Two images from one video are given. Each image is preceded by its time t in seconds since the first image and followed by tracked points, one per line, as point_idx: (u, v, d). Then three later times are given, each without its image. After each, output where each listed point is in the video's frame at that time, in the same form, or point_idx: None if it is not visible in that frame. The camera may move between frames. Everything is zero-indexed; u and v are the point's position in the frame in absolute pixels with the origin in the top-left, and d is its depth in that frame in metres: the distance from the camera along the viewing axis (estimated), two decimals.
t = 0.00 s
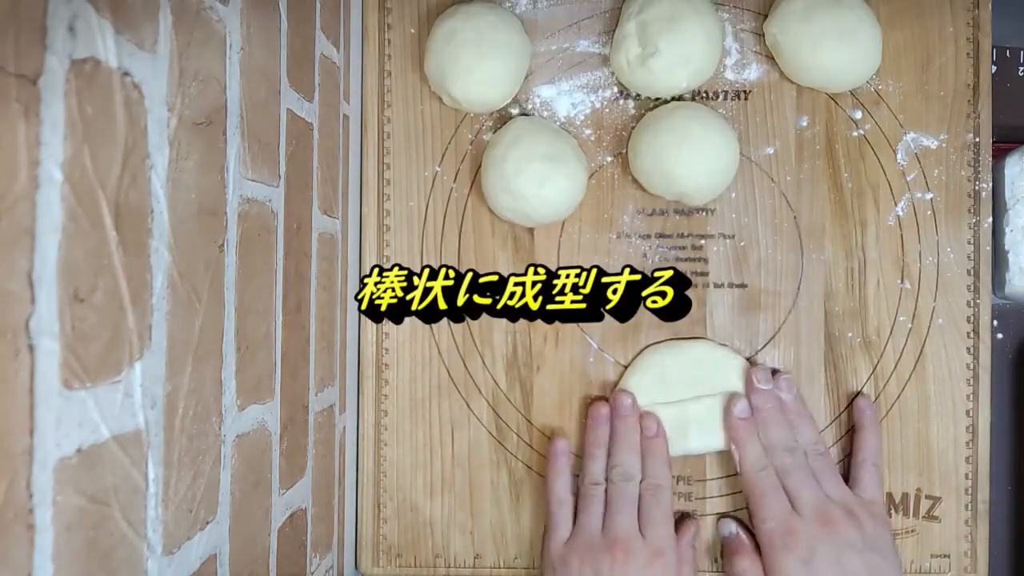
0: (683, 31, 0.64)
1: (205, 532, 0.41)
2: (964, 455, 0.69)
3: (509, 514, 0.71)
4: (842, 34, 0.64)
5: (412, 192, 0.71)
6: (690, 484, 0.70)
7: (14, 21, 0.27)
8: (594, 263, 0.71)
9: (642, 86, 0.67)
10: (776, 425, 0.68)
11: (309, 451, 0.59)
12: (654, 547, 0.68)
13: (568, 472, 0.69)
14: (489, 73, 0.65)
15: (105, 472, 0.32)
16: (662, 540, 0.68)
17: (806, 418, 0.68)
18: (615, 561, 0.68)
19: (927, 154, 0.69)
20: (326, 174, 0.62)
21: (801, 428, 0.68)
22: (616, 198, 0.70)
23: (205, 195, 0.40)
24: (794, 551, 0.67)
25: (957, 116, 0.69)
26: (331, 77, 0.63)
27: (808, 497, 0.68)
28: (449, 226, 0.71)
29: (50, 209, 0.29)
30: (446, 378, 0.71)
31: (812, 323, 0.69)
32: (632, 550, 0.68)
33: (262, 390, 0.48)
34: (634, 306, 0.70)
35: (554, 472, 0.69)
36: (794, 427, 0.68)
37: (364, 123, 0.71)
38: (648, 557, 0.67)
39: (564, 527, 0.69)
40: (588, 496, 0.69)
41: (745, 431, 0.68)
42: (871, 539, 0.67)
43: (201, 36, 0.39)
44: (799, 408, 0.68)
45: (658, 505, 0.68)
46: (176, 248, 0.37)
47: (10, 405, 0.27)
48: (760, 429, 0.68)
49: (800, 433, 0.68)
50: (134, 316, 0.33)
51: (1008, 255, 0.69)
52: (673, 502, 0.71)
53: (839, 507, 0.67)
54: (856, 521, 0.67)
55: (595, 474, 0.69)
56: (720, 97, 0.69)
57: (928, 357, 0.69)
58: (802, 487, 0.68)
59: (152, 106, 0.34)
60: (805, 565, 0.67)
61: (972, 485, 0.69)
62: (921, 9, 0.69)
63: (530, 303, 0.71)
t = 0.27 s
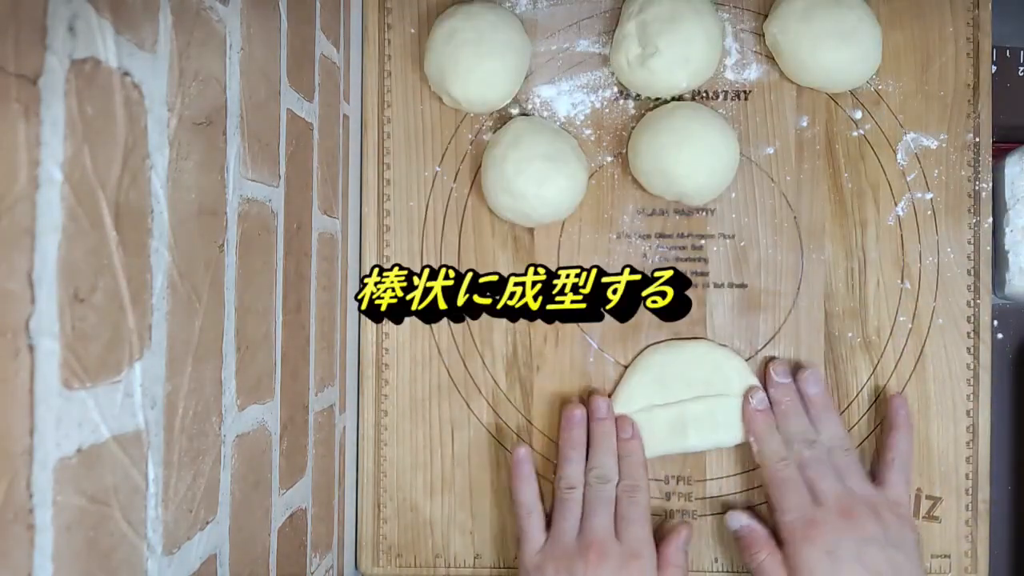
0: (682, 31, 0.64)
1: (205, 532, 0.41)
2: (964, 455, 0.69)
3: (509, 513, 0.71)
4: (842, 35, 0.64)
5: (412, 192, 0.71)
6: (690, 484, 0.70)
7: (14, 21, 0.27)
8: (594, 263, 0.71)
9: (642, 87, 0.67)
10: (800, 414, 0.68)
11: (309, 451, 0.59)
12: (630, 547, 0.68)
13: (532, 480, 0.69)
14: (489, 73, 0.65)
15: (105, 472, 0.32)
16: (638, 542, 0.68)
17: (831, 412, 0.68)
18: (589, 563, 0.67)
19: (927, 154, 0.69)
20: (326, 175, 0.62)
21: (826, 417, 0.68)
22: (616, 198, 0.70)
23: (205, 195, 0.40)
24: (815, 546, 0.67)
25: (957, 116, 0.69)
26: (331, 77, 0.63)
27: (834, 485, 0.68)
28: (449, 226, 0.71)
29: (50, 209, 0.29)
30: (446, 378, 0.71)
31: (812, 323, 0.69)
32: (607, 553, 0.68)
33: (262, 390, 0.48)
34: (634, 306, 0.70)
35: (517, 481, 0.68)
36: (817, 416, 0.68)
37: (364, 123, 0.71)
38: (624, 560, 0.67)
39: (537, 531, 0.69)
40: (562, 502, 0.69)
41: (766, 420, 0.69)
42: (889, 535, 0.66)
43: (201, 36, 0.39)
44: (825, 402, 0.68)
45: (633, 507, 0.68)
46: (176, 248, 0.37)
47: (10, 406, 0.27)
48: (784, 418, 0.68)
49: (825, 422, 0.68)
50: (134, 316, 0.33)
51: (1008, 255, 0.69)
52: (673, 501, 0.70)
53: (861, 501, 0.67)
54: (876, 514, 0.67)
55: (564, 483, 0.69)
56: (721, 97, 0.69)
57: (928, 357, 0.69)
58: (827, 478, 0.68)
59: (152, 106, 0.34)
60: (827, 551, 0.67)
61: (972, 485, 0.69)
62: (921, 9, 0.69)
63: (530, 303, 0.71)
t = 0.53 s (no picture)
0: (683, 32, 0.64)
1: (205, 532, 0.41)
2: (964, 455, 0.69)
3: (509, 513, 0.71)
4: (842, 34, 0.64)
5: (412, 192, 0.71)
6: (691, 484, 0.70)
7: (14, 22, 0.27)
8: (594, 263, 0.71)
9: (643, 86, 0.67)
10: (828, 346, 0.65)
11: (309, 450, 0.59)
12: (618, 409, 0.66)
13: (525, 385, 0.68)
14: (489, 73, 0.65)
15: (105, 471, 0.32)
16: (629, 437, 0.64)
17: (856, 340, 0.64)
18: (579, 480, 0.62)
19: (926, 155, 0.69)
20: (326, 174, 0.62)
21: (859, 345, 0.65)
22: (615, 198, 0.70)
23: (205, 195, 0.40)
24: (862, 482, 0.61)
25: (957, 116, 0.69)
26: (331, 77, 0.63)
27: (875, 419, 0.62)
28: (449, 226, 0.71)
29: (50, 209, 0.29)
30: (446, 378, 0.71)
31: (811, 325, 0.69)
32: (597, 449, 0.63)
33: (262, 390, 0.48)
34: (634, 306, 0.70)
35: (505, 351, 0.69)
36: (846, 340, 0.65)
37: (364, 123, 0.71)
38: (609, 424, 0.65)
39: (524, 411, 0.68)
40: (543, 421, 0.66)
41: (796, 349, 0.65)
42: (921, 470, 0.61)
43: (201, 35, 0.39)
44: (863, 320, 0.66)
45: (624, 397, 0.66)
46: (176, 247, 0.37)
47: (10, 406, 0.27)
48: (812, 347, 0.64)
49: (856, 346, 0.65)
50: (134, 315, 0.33)
51: (1007, 255, 0.69)
52: (673, 502, 0.70)
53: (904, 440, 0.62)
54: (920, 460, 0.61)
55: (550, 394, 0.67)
56: (721, 97, 0.70)
57: (928, 357, 0.69)
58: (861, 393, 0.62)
59: (152, 106, 0.34)
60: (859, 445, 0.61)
61: (972, 485, 0.69)
62: (921, 9, 0.69)
63: (530, 303, 0.71)
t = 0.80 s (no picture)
0: (683, 32, 0.64)
1: (205, 532, 0.41)
2: (964, 454, 0.69)
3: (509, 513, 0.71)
4: (842, 34, 0.64)
5: (412, 192, 0.71)
6: (690, 484, 0.70)
7: (14, 22, 0.27)
8: (594, 263, 0.71)
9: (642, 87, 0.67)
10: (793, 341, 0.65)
11: (309, 450, 0.59)
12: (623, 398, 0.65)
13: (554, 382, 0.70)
14: (489, 74, 0.65)
15: (105, 471, 0.32)
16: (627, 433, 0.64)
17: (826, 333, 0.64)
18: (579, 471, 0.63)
19: (927, 155, 0.69)
20: (326, 174, 0.62)
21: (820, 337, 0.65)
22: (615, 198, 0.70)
23: (205, 195, 0.40)
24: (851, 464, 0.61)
25: (957, 116, 0.69)
26: (330, 76, 0.63)
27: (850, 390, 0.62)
28: (449, 226, 0.71)
29: (50, 209, 0.29)
30: (446, 378, 0.71)
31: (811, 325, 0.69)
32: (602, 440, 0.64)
33: (262, 390, 0.49)
34: (634, 306, 0.70)
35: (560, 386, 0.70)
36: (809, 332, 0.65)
37: (364, 123, 0.71)
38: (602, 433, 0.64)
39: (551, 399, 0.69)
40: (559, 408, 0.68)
41: (765, 344, 0.66)
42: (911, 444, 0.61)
43: (201, 35, 0.39)
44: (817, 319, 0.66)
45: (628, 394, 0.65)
46: (176, 247, 0.37)
47: (10, 405, 0.27)
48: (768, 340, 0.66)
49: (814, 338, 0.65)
50: (134, 315, 0.33)
51: (1008, 255, 0.69)
52: (673, 502, 0.70)
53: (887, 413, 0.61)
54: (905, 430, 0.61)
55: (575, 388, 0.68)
56: (720, 97, 0.70)
57: (928, 357, 0.69)
58: (822, 371, 0.62)
59: (152, 106, 0.34)
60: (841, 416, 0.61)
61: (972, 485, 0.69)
62: (921, 9, 0.69)
63: (530, 303, 0.71)
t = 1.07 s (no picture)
0: (683, 32, 0.64)
1: (205, 532, 0.41)
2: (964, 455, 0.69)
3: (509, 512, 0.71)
4: (841, 33, 0.64)
5: (412, 192, 0.71)
6: (690, 484, 0.70)
7: (14, 22, 0.27)
8: (594, 263, 0.71)
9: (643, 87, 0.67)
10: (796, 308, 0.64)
11: (309, 449, 0.59)
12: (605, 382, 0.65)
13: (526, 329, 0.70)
14: (490, 74, 0.65)
15: (104, 471, 0.32)
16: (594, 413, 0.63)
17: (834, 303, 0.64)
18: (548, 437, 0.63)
19: (926, 155, 0.69)
20: (326, 173, 0.62)
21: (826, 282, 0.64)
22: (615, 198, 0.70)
23: (205, 195, 0.40)
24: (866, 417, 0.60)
25: (957, 116, 0.69)
26: (330, 76, 0.63)
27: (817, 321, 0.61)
28: (449, 226, 0.71)
29: (50, 209, 0.29)
30: (446, 378, 0.71)
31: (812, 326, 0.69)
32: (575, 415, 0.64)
33: (262, 390, 0.48)
34: (634, 306, 0.70)
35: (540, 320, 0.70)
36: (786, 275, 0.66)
37: (364, 123, 0.71)
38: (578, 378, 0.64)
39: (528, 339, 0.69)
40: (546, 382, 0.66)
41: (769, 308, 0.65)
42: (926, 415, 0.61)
43: (201, 35, 0.39)
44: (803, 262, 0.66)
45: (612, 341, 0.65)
46: (176, 247, 0.37)
47: (10, 405, 0.27)
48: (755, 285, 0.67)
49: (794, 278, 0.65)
50: (134, 315, 0.33)
51: (1008, 255, 0.69)
52: (673, 502, 0.70)
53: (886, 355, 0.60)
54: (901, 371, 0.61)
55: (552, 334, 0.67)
56: (720, 97, 0.70)
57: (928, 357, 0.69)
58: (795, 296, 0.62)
59: (152, 105, 0.34)
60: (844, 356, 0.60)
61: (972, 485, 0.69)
62: (921, 9, 0.69)
63: (530, 303, 0.71)
